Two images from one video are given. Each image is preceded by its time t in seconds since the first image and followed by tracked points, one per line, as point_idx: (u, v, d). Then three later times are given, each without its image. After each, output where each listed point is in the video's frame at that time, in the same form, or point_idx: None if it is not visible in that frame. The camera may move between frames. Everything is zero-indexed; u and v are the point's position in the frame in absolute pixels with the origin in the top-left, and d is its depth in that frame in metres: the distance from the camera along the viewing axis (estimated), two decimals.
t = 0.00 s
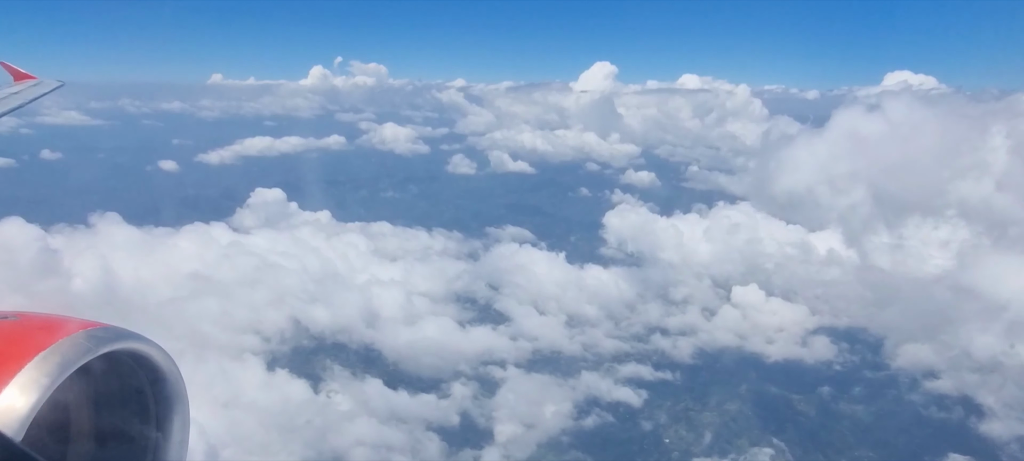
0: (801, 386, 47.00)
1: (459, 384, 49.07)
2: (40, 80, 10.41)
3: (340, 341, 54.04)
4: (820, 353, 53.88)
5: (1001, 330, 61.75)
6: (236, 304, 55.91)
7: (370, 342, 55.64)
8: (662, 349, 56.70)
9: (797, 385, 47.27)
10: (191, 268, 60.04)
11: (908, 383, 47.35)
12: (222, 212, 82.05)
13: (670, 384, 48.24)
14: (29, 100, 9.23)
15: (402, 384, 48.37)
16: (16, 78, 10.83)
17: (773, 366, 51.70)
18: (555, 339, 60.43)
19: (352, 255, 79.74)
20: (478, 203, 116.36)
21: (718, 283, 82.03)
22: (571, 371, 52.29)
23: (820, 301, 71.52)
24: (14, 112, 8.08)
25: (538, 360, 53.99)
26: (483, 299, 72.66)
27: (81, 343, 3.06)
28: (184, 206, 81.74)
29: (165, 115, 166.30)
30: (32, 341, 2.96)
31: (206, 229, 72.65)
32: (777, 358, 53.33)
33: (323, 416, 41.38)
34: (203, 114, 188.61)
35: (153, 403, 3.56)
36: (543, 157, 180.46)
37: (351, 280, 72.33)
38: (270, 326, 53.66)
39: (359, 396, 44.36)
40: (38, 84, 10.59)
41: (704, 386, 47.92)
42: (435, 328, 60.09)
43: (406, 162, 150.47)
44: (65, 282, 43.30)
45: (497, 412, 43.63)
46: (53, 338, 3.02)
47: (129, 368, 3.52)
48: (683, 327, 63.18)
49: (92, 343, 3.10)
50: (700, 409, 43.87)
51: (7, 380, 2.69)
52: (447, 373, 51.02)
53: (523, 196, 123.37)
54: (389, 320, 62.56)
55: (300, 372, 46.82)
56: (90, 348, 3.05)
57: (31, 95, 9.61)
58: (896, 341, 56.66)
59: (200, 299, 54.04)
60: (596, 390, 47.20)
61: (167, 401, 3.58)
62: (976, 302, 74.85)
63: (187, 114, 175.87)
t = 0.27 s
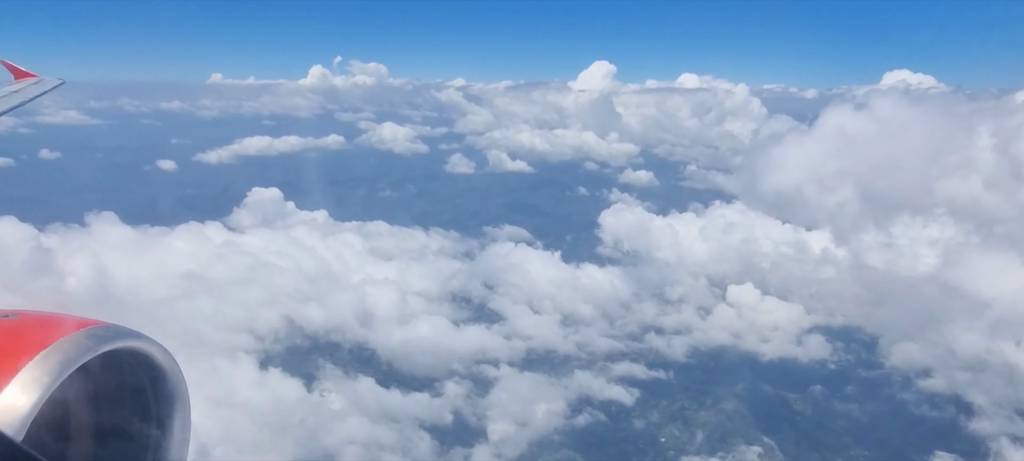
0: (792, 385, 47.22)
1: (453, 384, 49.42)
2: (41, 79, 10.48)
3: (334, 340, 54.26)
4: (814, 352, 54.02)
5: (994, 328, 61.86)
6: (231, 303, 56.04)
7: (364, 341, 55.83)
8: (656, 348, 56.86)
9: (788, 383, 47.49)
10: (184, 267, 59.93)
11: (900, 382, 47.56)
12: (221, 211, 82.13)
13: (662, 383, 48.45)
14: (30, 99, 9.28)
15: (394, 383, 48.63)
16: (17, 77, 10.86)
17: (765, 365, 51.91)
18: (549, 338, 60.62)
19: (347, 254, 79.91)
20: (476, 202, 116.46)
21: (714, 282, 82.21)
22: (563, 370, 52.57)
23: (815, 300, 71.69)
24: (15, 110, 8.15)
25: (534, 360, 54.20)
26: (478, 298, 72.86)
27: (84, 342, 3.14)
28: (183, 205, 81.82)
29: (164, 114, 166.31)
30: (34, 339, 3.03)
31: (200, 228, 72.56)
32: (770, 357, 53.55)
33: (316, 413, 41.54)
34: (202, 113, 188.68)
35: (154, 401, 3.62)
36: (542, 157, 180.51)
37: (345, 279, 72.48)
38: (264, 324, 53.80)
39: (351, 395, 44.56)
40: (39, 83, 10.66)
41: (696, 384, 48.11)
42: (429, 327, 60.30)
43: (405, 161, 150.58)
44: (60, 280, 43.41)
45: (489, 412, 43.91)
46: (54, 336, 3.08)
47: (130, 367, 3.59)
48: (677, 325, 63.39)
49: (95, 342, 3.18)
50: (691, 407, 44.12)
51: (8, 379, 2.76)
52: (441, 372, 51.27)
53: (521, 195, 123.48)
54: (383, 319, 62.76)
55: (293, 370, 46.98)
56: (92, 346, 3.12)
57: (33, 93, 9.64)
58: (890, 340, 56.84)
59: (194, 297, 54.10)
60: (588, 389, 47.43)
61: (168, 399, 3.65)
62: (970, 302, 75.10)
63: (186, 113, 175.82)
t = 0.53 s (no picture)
0: (785, 383, 47.25)
1: (448, 383, 49.69)
2: (42, 80, 10.42)
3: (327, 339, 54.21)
4: (809, 351, 53.97)
5: (986, 328, 62.12)
6: (226, 302, 56.05)
7: (357, 341, 55.87)
8: (650, 347, 56.96)
9: (782, 382, 47.52)
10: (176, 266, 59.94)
11: (891, 380, 47.63)
12: (219, 212, 82.23)
13: (654, 382, 48.49)
14: (30, 100, 9.20)
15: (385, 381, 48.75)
16: (18, 78, 10.81)
17: (757, 364, 51.99)
18: (542, 338, 60.69)
19: (342, 254, 80.00)
20: (474, 203, 116.51)
21: (710, 282, 82.34)
22: (556, 369, 52.73)
23: (810, 299, 71.73)
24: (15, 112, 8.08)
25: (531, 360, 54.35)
26: (473, 298, 73.07)
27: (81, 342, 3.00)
28: (182, 206, 81.93)
29: (164, 115, 166.46)
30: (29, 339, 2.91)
31: (195, 228, 72.58)
32: (764, 356, 53.61)
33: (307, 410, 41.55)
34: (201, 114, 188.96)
35: (156, 401, 3.48)
36: (540, 157, 180.64)
37: (339, 280, 72.55)
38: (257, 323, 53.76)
39: (343, 393, 44.56)
40: (40, 84, 10.62)
41: (690, 383, 48.15)
42: (422, 326, 60.36)
43: (403, 161, 150.69)
44: (56, 278, 43.33)
45: (480, 412, 44.05)
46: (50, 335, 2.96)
47: (131, 366, 3.46)
48: (672, 325, 63.46)
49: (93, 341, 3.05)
50: (683, 407, 44.21)
51: None
52: (435, 372, 51.40)
53: (519, 196, 123.56)
54: (377, 319, 62.83)
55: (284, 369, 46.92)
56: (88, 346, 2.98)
57: (34, 95, 9.57)
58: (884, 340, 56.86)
59: (189, 296, 54.11)
60: (581, 388, 47.51)
61: (170, 401, 3.51)
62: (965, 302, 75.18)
63: (185, 114, 176.04)
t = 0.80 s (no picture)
0: (776, 377, 47.59)
1: (440, 377, 50.25)
2: (42, 77, 10.44)
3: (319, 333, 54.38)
4: (802, 346, 54.22)
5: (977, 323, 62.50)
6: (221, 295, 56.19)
7: (350, 335, 56.18)
8: (643, 341, 57.25)
9: (773, 376, 47.83)
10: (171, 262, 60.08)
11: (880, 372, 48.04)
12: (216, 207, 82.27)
13: (645, 375, 48.84)
14: (30, 98, 9.22)
15: (376, 375, 49.26)
16: (19, 75, 10.86)
17: (747, 358, 52.38)
18: (536, 333, 61.01)
19: (336, 250, 80.25)
20: (471, 198, 116.60)
21: (704, 276, 82.64)
22: (547, 363, 53.24)
23: (804, 293, 72.03)
24: (15, 109, 8.12)
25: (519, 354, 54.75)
26: (467, 293, 73.39)
27: (86, 341, 3.33)
28: (180, 202, 82.03)
29: (162, 110, 166.16)
30: (42, 337, 3.25)
31: (190, 223, 72.66)
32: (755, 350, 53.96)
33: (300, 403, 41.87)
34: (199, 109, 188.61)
35: (156, 397, 3.85)
36: (538, 152, 180.60)
37: (333, 275, 72.80)
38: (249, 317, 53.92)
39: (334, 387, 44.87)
40: (41, 81, 10.65)
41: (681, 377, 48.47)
42: (415, 322, 60.72)
43: (401, 156, 150.64)
44: (52, 273, 43.38)
45: (472, 406, 44.57)
46: (58, 335, 3.29)
47: (134, 364, 3.81)
48: (665, 319, 63.83)
49: (97, 340, 3.38)
50: (674, 400, 44.58)
51: (12, 377, 2.95)
52: (427, 367, 51.82)
53: (516, 190, 123.61)
54: (371, 313, 63.09)
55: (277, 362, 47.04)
56: (93, 345, 3.32)
57: (35, 92, 9.59)
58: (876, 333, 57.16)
59: (183, 291, 54.27)
60: (572, 382, 47.84)
61: (170, 396, 3.87)
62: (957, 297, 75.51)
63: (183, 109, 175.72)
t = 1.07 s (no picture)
0: (768, 364, 47.95)
1: (433, 366, 50.79)
2: (42, 70, 10.39)
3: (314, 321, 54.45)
4: (794, 335, 54.52)
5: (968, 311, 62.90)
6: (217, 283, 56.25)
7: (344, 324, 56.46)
8: (637, 330, 57.52)
9: (765, 364, 48.17)
10: (166, 252, 60.27)
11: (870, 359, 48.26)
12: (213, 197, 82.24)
13: (637, 364, 49.20)
14: (29, 91, 9.15)
15: (369, 364, 49.81)
16: (18, 68, 10.81)
17: (737, 347, 52.79)
18: (529, 322, 61.33)
19: (331, 240, 80.50)
20: (468, 187, 116.56)
21: (698, 266, 82.95)
22: (539, 351, 53.41)
23: (798, 282, 72.32)
24: (15, 100, 8.11)
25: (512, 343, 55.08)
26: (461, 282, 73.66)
27: (87, 332, 3.55)
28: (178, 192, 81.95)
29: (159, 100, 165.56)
30: (45, 327, 3.47)
31: (183, 214, 72.72)
32: (746, 339, 54.37)
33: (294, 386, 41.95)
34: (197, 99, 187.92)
35: (158, 389, 4.07)
36: (536, 141, 180.40)
37: (327, 265, 72.99)
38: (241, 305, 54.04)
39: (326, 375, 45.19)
40: (40, 75, 10.61)
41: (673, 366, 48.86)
42: (408, 311, 61.03)
43: (398, 146, 150.42)
44: (49, 261, 43.48)
45: (464, 395, 45.16)
46: (61, 325, 3.52)
47: (137, 356, 4.03)
48: (658, 308, 64.21)
49: (97, 332, 3.59)
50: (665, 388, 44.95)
51: (14, 367, 3.17)
52: (421, 356, 52.23)
53: (513, 180, 123.61)
54: (364, 302, 63.37)
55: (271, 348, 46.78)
56: (94, 337, 3.53)
57: (33, 85, 9.55)
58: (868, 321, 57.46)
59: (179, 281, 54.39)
60: (564, 371, 48.17)
61: (172, 388, 4.08)
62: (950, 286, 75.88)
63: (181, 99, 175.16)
